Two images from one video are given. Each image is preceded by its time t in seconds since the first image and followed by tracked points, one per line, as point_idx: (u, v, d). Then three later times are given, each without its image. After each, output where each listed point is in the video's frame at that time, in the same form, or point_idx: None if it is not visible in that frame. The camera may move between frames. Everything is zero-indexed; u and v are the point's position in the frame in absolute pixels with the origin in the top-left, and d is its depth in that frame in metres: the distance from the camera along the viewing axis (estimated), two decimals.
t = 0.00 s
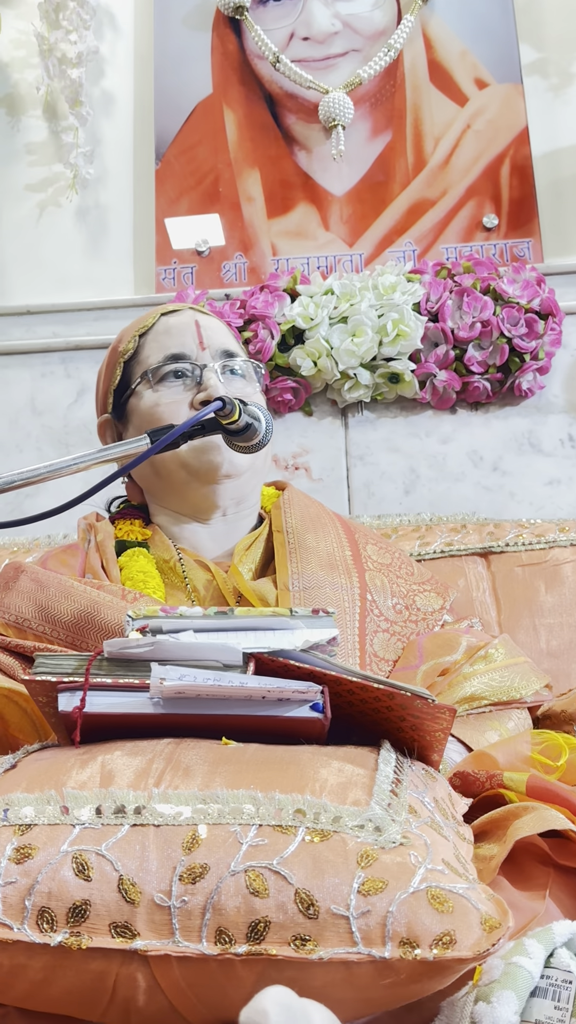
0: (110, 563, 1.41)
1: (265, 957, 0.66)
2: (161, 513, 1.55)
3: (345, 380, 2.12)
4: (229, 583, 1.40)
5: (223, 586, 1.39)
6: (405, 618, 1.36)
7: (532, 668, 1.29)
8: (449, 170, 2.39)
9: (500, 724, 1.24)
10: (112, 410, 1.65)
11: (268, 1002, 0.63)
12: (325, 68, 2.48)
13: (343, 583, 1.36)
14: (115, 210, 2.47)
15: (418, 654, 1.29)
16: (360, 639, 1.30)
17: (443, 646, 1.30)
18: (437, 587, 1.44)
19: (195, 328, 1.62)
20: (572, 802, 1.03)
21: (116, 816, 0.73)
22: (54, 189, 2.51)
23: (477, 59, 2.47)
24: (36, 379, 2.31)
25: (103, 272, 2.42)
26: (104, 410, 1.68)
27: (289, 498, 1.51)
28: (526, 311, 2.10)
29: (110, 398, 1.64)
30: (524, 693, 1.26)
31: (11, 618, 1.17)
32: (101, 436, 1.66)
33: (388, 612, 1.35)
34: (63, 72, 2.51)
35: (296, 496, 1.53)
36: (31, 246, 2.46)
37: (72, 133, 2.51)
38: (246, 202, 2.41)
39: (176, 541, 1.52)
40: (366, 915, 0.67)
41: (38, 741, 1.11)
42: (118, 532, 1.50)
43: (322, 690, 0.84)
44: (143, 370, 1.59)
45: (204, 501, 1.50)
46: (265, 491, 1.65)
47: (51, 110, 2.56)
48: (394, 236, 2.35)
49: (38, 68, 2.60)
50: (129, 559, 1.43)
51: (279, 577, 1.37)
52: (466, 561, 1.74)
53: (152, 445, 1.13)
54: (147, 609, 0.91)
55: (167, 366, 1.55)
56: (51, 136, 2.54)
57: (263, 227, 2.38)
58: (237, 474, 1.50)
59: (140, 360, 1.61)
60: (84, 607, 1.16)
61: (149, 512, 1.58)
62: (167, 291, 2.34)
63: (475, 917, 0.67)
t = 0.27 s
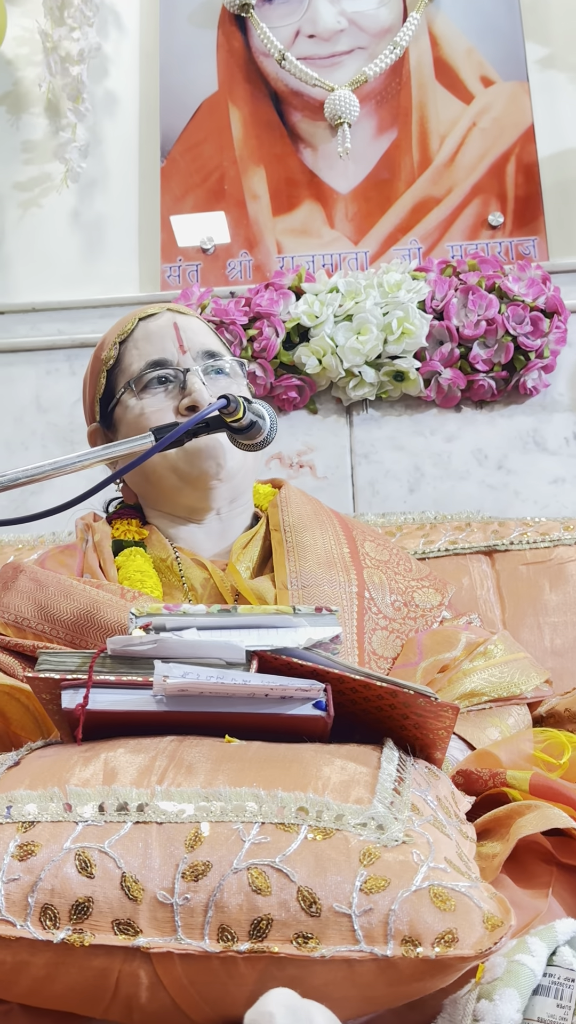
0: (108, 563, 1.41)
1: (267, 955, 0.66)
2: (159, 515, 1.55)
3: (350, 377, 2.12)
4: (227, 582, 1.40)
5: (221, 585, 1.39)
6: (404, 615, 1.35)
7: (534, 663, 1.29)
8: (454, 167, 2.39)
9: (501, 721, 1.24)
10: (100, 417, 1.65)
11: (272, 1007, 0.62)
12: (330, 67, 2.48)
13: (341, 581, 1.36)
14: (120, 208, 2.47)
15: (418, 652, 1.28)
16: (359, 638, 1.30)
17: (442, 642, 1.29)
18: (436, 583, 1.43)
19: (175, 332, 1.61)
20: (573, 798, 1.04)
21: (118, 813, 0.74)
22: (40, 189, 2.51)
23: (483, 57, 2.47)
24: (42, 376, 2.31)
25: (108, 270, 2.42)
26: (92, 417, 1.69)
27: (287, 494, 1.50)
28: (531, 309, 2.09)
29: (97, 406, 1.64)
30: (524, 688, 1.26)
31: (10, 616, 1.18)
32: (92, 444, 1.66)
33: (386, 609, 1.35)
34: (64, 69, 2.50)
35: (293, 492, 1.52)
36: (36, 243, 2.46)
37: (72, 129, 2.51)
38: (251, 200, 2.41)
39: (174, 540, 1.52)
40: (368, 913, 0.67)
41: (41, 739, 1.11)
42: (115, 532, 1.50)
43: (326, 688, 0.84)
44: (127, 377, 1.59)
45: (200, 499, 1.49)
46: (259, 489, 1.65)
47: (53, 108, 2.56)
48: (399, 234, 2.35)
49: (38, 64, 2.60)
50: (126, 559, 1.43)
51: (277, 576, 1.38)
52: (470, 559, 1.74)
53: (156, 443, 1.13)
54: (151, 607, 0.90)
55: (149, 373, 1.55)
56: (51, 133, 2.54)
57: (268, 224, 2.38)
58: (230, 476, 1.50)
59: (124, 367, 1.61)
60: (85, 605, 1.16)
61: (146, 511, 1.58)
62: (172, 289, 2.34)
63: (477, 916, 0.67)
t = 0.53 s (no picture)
0: (114, 559, 1.41)
1: (272, 951, 0.66)
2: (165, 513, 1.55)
3: (357, 375, 2.12)
4: (233, 578, 1.40)
5: (227, 582, 1.40)
6: (410, 613, 1.35)
7: (541, 662, 1.29)
8: (462, 164, 2.38)
9: (508, 719, 1.23)
10: (105, 415, 1.66)
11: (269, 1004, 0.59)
12: (339, 62, 2.47)
13: (348, 577, 1.36)
14: (127, 204, 2.47)
15: (424, 649, 1.29)
16: (365, 635, 1.30)
17: (449, 640, 1.30)
18: (443, 580, 1.43)
19: (179, 330, 1.61)
20: None
21: (124, 809, 0.74)
22: (37, 187, 2.51)
23: (492, 53, 2.46)
24: (49, 372, 2.31)
25: (115, 266, 2.42)
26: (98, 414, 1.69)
27: (293, 492, 1.51)
28: (539, 306, 2.09)
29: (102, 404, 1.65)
30: (531, 686, 1.26)
31: (17, 612, 1.19)
32: (98, 441, 1.66)
33: (393, 606, 1.35)
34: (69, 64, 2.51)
35: (299, 490, 1.52)
36: (43, 240, 2.46)
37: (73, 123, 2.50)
38: (259, 196, 2.41)
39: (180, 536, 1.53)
40: (374, 910, 0.67)
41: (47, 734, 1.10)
42: (122, 527, 1.50)
43: (332, 686, 0.84)
44: (132, 376, 1.59)
45: (205, 498, 1.50)
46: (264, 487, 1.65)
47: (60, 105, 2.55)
48: (407, 231, 2.34)
49: (44, 60, 2.61)
50: (133, 556, 1.43)
51: (284, 573, 1.37)
52: (477, 556, 1.74)
53: (164, 440, 1.13)
54: (157, 603, 0.90)
55: (153, 372, 1.55)
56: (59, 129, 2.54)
57: (275, 220, 2.38)
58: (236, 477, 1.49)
59: (129, 365, 1.61)
60: (91, 603, 1.16)
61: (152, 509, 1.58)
62: (179, 285, 2.34)
63: (483, 913, 0.67)
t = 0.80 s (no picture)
0: (134, 552, 1.41)
1: (296, 946, 0.66)
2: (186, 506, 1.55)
3: (374, 369, 2.11)
4: (252, 571, 1.40)
5: (247, 576, 1.39)
6: (430, 609, 1.34)
7: (560, 660, 1.28)
8: (480, 158, 2.37)
9: (528, 718, 1.23)
10: (126, 407, 1.65)
11: (294, 999, 0.60)
12: (356, 56, 2.47)
13: (368, 572, 1.36)
14: (143, 198, 2.46)
15: (445, 645, 1.28)
16: (386, 629, 1.29)
17: (470, 636, 1.29)
18: (464, 577, 1.42)
19: (203, 321, 1.61)
20: None
21: (148, 802, 0.73)
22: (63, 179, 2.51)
23: (510, 46, 2.44)
24: (65, 366, 2.31)
25: (131, 260, 2.41)
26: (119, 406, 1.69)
27: (313, 486, 1.50)
28: (557, 301, 2.07)
29: (124, 395, 1.64)
30: (551, 685, 1.25)
31: (37, 605, 1.20)
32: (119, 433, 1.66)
33: (413, 602, 1.34)
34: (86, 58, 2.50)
35: (319, 484, 1.51)
36: (59, 233, 2.46)
37: (93, 119, 2.50)
38: (275, 190, 2.40)
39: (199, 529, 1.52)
40: (399, 906, 0.66)
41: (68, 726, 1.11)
42: (141, 520, 1.50)
43: (355, 679, 0.84)
44: (155, 366, 1.59)
45: (225, 491, 1.50)
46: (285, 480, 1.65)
47: (76, 99, 2.54)
48: (424, 225, 2.32)
49: (60, 53, 2.60)
50: (153, 548, 1.43)
51: (303, 567, 1.37)
52: (494, 552, 1.73)
53: (184, 434, 1.13)
54: (179, 595, 0.90)
55: (177, 362, 1.55)
56: (75, 123, 2.54)
57: (292, 214, 2.37)
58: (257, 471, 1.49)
59: (152, 355, 1.61)
60: (110, 595, 1.17)
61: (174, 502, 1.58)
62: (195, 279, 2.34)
63: (509, 910, 0.67)
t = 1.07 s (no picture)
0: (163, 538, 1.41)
1: (337, 937, 0.66)
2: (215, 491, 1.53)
3: (401, 356, 2.08)
4: (282, 559, 1.38)
5: (277, 564, 1.38)
6: (464, 599, 1.33)
7: None
8: (509, 141, 2.32)
9: (564, 711, 1.18)
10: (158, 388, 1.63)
11: (339, 991, 0.59)
12: (383, 39, 2.44)
13: (401, 560, 1.34)
14: (169, 183, 2.45)
15: (479, 637, 1.26)
16: (419, 618, 1.28)
17: (504, 628, 1.27)
18: (498, 567, 1.40)
19: (239, 301, 1.59)
20: None
21: (186, 788, 0.73)
22: (104, 161, 2.49)
23: (540, 28, 2.39)
24: (89, 352, 2.29)
25: (156, 245, 2.40)
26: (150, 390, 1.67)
27: (345, 472, 1.47)
28: None
29: (156, 376, 1.63)
30: None
31: (67, 590, 1.19)
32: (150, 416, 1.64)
33: (447, 591, 1.33)
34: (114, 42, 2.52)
35: (351, 470, 1.48)
36: (83, 219, 2.44)
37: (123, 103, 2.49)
38: (301, 174, 2.37)
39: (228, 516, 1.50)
40: (444, 897, 0.66)
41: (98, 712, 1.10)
42: (170, 506, 1.50)
43: (393, 665, 0.82)
44: (189, 347, 1.57)
45: (257, 475, 1.48)
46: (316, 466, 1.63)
47: (103, 81, 2.53)
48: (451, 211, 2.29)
49: (87, 38, 2.57)
50: (182, 536, 1.43)
51: (336, 554, 1.35)
52: (523, 541, 1.70)
53: (215, 416, 1.11)
54: (213, 581, 0.89)
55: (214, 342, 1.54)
56: (102, 107, 2.52)
57: (318, 199, 2.34)
58: (290, 454, 1.48)
59: (186, 336, 1.60)
60: (140, 582, 1.16)
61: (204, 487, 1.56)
62: (221, 265, 2.32)
63: (558, 903, 0.66)
